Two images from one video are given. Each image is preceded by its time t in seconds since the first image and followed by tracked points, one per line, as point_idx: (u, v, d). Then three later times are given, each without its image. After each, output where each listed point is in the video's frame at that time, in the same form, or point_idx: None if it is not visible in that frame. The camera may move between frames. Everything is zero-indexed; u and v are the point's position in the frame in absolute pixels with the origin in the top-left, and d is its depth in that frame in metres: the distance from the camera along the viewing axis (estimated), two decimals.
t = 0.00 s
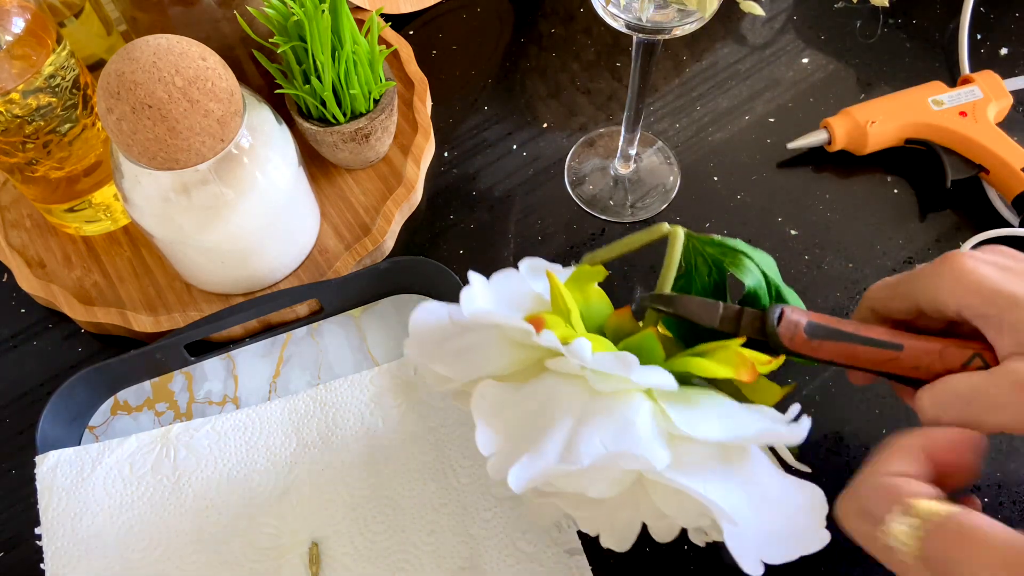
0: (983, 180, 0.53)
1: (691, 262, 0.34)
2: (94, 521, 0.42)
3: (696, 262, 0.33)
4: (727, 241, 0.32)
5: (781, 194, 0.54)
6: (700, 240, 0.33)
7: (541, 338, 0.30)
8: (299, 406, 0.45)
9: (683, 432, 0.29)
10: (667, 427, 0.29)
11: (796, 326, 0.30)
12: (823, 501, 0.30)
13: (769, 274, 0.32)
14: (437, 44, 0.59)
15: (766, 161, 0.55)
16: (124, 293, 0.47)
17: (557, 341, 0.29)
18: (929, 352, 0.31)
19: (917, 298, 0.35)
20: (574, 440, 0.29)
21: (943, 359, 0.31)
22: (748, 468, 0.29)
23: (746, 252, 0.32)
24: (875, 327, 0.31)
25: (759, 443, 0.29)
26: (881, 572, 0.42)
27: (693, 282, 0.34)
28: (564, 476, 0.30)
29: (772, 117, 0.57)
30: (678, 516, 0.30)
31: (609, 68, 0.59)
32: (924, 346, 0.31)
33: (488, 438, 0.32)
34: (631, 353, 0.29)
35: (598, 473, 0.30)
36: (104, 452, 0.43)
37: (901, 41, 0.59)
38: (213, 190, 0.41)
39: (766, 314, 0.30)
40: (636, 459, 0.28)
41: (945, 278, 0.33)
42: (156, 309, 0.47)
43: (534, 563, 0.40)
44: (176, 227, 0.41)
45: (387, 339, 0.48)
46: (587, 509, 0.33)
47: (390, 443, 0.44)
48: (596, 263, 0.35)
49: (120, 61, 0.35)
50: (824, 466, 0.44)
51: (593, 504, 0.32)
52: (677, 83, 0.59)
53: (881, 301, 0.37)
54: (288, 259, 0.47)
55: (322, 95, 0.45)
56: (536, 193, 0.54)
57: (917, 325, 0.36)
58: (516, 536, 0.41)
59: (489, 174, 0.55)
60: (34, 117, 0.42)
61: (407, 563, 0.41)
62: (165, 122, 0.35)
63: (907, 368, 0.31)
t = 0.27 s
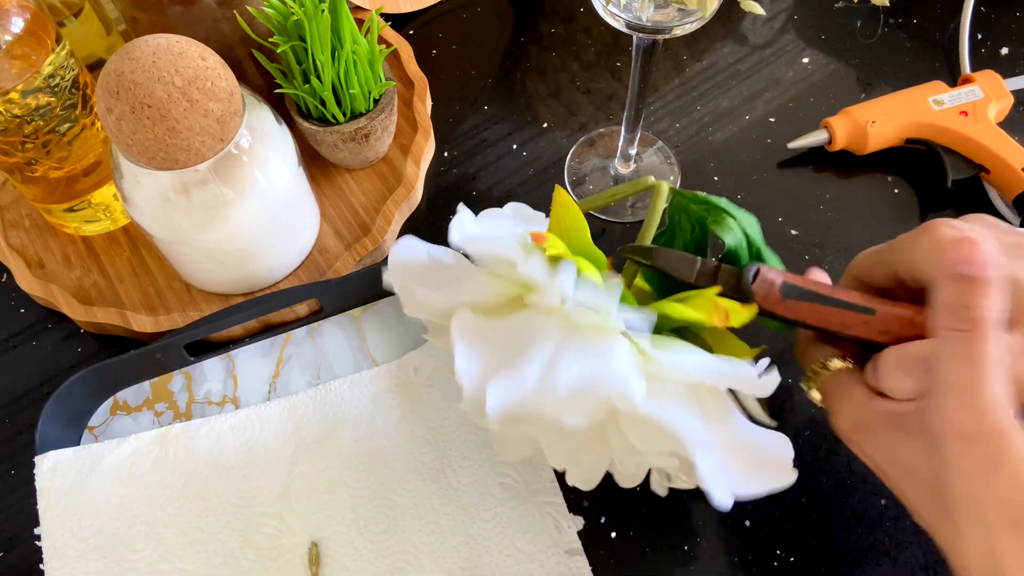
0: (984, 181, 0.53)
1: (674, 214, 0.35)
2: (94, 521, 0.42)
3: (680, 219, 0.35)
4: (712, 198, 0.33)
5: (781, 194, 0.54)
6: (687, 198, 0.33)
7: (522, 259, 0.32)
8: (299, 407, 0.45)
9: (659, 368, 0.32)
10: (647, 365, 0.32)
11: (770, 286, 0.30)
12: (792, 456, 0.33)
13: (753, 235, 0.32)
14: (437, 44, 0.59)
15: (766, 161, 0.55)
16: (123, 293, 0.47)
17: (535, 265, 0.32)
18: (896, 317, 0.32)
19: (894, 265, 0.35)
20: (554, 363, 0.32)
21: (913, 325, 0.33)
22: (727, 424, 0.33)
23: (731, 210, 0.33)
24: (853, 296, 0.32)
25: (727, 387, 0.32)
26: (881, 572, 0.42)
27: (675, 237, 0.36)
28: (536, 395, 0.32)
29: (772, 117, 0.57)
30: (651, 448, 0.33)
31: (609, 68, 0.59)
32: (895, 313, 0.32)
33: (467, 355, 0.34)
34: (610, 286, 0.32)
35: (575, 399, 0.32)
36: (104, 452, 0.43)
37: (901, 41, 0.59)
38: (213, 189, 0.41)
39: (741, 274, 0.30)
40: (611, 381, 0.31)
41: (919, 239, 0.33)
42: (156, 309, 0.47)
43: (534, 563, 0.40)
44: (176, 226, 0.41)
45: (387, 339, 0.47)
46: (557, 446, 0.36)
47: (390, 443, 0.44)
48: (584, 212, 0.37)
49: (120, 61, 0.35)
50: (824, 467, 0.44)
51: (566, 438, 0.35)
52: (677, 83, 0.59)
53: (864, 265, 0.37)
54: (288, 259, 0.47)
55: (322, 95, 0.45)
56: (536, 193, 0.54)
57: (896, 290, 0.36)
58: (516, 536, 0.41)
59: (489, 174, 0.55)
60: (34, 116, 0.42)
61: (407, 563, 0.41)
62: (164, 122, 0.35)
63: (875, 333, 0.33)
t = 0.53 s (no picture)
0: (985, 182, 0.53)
1: (635, 233, 0.38)
2: (94, 521, 0.42)
3: (640, 237, 0.38)
4: (671, 219, 0.36)
5: (781, 194, 0.54)
6: (647, 217, 0.36)
7: (491, 257, 0.30)
8: (299, 407, 0.45)
9: (620, 359, 0.31)
10: (604, 355, 0.31)
11: (727, 297, 0.34)
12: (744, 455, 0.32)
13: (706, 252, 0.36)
14: (437, 44, 0.59)
15: (766, 161, 0.55)
16: (123, 294, 0.47)
17: (505, 262, 0.30)
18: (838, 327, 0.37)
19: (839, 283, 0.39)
20: (515, 352, 0.30)
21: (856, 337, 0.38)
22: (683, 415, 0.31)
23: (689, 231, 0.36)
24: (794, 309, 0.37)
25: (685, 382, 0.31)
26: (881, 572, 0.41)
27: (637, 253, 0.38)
28: (496, 384, 0.30)
29: (772, 117, 0.57)
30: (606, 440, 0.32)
31: (609, 68, 0.59)
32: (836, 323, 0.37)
33: (433, 346, 0.32)
34: (577, 274, 0.29)
35: (533, 386, 0.31)
36: (104, 452, 0.43)
37: (902, 41, 0.59)
38: (212, 189, 0.40)
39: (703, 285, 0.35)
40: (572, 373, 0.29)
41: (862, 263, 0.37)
42: (156, 309, 0.47)
43: (534, 563, 0.40)
44: (176, 226, 0.41)
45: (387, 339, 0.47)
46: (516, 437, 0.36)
47: (390, 443, 0.44)
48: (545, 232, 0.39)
49: (119, 61, 0.35)
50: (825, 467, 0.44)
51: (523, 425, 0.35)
52: (678, 83, 0.58)
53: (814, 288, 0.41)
54: (287, 259, 0.47)
55: (322, 95, 0.45)
56: (536, 194, 0.54)
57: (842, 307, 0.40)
58: (516, 537, 0.41)
59: (489, 174, 0.54)
60: (34, 116, 0.42)
61: (407, 563, 0.41)
62: (164, 122, 0.35)
63: (824, 345, 0.37)
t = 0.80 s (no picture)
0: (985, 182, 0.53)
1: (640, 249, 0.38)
2: (94, 522, 0.42)
3: (644, 252, 0.38)
4: (673, 233, 0.36)
5: (781, 194, 0.54)
6: (649, 232, 0.37)
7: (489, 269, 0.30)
8: (299, 407, 0.45)
9: (614, 365, 0.30)
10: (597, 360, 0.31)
11: (728, 310, 0.34)
12: (741, 460, 0.31)
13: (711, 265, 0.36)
14: (437, 44, 0.59)
15: (766, 161, 0.55)
16: (123, 294, 0.47)
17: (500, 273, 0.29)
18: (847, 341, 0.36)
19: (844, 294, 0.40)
20: (507, 354, 0.30)
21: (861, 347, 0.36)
22: (679, 415, 0.31)
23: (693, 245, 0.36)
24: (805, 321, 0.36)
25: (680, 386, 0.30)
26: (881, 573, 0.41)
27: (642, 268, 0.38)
28: (487, 383, 0.30)
29: (772, 117, 0.57)
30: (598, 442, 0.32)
31: (609, 68, 0.59)
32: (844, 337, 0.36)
33: (429, 351, 0.32)
34: (565, 285, 0.29)
35: (523, 385, 0.31)
36: (104, 453, 0.43)
37: (901, 41, 0.59)
38: (212, 189, 0.40)
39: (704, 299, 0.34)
40: (559, 374, 0.29)
41: (870, 271, 0.38)
42: (156, 309, 0.47)
43: (534, 564, 0.40)
44: (176, 226, 0.41)
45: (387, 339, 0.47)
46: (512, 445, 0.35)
47: (389, 443, 0.44)
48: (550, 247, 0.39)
49: (119, 61, 0.35)
50: (825, 468, 0.44)
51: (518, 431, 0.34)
52: (678, 83, 0.58)
53: (820, 299, 0.42)
54: (287, 259, 0.47)
55: (322, 95, 0.45)
56: (536, 194, 0.54)
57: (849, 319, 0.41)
58: (516, 536, 0.41)
59: (489, 174, 0.54)
60: (34, 116, 0.42)
61: (407, 563, 0.41)
62: (164, 122, 0.35)
63: (825, 355, 0.36)
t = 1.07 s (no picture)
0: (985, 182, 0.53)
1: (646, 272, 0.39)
2: (94, 522, 0.42)
3: (650, 276, 0.39)
4: (677, 257, 0.38)
5: (781, 194, 0.54)
6: (654, 257, 0.38)
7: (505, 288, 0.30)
8: (299, 407, 0.45)
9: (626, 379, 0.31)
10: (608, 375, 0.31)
11: (732, 328, 0.35)
12: (748, 468, 0.32)
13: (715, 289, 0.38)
14: (437, 44, 0.59)
15: (766, 161, 0.55)
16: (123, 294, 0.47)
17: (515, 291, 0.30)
18: (845, 357, 0.37)
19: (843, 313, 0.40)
20: (524, 369, 0.30)
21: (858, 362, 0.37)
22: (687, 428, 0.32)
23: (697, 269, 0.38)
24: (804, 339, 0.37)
25: (687, 398, 0.31)
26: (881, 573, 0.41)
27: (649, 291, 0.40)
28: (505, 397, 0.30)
29: (772, 117, 0.57)
30: (611, 453, 0.32)
31: (609, 68, 0.59)
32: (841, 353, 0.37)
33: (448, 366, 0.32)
34: (579, 298, 0.30)
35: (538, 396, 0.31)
36: (104, 453, 0.43)
37: (901, 41, 0.59)
38: (212, 190, 0.41)
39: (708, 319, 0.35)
40: (573, 384, 0.29)
41: (863, 286, 0.38)
42: (156, 309, 0.47)
43: (534, 563, 0.40)
44: (176, 226, 0.41)
45: (387, 339, 0.47)
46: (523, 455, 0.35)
47: (389, 443, 0.44)
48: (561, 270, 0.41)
49: (120, 61, 0.35)
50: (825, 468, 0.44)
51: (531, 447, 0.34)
52: (678, 83, 0.59)
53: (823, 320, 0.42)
54: (288, 259, 0.47)
55: (322, 95, 0.45)
56: (536, 194, 0.54)
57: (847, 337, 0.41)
58: (516, 536, 0.41)
59: (489, 174, 0.55)
60: (34, 116, 0.42)
61: (407, 563, 0.41)
62: (164, 121, 0.35)
63: (825, 371, 0.37)
